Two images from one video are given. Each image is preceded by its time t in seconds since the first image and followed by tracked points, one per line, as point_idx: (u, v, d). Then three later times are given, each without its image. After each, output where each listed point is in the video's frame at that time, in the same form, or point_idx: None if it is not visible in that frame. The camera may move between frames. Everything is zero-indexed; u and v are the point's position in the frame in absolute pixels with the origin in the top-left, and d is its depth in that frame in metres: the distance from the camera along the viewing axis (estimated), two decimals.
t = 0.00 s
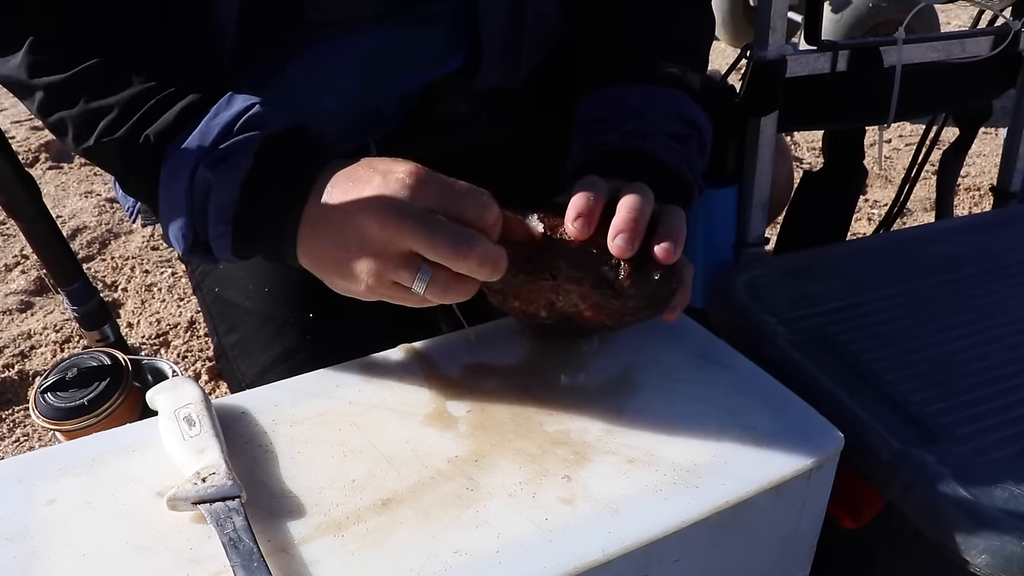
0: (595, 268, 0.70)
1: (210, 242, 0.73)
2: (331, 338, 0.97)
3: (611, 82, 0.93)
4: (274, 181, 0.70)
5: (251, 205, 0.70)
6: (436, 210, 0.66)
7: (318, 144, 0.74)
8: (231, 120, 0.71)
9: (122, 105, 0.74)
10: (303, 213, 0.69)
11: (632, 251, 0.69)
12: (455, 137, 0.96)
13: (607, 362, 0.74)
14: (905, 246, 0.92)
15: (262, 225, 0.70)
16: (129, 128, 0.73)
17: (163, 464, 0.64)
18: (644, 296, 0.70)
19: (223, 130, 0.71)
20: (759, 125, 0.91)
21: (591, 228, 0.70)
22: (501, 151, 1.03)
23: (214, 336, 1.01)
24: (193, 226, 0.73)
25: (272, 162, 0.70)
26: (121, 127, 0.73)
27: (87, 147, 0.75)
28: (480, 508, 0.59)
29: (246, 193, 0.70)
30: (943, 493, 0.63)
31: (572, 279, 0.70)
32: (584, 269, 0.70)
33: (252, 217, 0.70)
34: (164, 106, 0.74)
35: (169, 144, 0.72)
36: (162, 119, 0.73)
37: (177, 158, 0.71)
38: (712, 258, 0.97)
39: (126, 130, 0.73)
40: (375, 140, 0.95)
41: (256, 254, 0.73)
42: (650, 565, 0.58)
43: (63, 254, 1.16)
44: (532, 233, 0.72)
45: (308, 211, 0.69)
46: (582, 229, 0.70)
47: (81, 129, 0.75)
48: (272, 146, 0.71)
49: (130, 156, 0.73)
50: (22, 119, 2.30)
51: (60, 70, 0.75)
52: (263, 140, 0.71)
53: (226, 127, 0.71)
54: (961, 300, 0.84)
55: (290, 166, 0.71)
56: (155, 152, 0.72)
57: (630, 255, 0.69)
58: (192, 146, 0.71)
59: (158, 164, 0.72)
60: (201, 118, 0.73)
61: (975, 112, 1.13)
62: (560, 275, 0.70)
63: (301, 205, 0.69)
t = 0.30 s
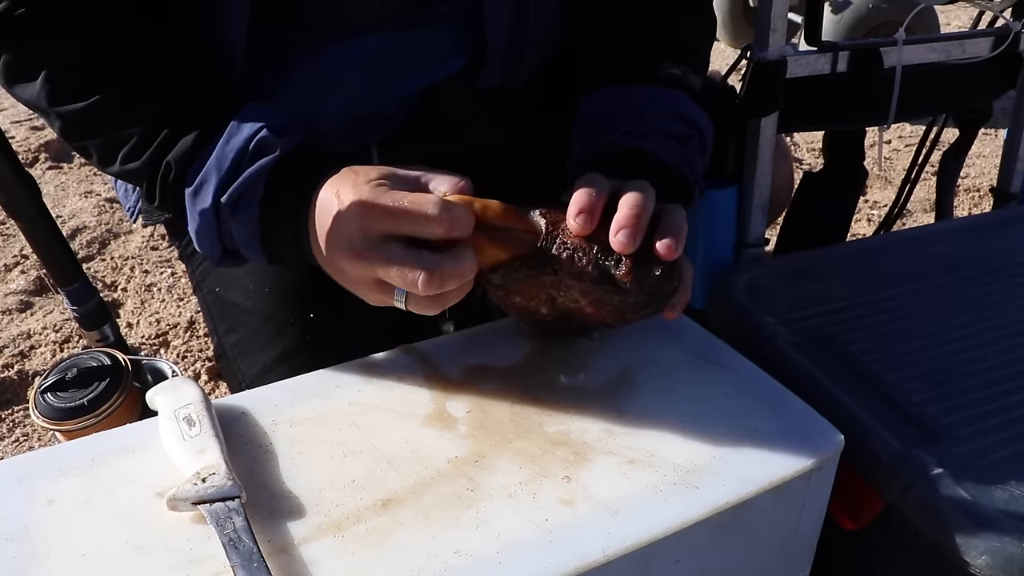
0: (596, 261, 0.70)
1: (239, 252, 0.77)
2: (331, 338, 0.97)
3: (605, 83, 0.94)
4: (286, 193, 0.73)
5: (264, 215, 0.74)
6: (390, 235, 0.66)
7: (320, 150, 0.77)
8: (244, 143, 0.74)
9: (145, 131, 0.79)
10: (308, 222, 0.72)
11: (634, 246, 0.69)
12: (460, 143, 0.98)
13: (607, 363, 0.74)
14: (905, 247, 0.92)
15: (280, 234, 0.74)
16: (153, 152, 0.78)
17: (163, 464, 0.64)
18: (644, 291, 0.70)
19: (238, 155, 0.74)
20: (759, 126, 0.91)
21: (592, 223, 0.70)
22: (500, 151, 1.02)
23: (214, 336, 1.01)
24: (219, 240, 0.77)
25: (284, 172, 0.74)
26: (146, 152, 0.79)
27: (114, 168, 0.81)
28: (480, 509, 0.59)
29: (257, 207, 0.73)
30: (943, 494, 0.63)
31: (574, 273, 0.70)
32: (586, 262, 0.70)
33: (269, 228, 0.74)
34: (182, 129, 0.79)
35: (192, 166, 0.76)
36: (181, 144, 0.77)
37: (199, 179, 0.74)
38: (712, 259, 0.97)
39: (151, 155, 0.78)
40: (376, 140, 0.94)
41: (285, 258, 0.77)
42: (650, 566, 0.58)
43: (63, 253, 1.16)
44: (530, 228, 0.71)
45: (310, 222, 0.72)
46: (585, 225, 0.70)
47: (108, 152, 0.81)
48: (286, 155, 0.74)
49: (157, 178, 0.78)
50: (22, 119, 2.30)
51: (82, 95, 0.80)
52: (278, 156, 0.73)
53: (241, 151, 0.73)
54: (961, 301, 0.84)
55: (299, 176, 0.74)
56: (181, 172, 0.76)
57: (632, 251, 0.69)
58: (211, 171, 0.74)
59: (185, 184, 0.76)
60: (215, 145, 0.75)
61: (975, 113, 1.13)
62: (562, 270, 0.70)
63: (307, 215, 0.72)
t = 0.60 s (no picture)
0: (608, 265, 0.70)
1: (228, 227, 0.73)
2: (331, 339, 0.97)
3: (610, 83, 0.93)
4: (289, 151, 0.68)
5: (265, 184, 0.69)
6: (464, 178, 0.63)
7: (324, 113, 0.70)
8: (238, 92, 0.70)
9: (126, 88, 0.73)
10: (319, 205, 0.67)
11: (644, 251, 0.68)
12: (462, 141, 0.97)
13: (607, 364, 0.74)
14: (904, 247, 0.92)
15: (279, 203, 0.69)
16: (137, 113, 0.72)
17: (163, 464, 0.64)
18: (652, 296, 0.72)
19: (231, 104, 0.70)
20: (758, 127, 0.92)
21: (600, 224, 0.69)
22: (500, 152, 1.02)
23: (214, 336, 1.02)
24: (205, 207, 0.72)
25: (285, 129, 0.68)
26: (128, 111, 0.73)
27: (91, 135, 0.74)
28: (480, 509, 0.59)
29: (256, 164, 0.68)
30: (942, 494, 0.63)
31: (584, 276, 0.70)
32: (597, 266, 0.70)
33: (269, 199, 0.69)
34: (167, 85, 0.74)
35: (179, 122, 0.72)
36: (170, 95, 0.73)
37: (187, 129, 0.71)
38: (712, 259, 0.97)
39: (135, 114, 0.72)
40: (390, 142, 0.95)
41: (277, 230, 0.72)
42: (649, 566, 0.58)
43: (63, 253, 1.16)
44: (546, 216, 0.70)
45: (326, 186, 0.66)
46: (594, 228, 0.68)
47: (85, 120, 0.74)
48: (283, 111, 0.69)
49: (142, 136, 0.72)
50: (21, 119, 2.30)
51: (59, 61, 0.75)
52: (278, 102, 0.69)
53: (235, 99, 0.70)
54: (961, 302, 0.84)
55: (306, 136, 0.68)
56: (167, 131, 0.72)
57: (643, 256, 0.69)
58: (201, 120, 0.70)
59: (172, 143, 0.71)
60: (206, 96, 0.72)
61: (974, 114, 1.13)
62: (571, 272, 0.70)
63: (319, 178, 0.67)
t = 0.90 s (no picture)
0: (598, 268, 0.69)
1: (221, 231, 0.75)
2: (331, 338, 0.97)
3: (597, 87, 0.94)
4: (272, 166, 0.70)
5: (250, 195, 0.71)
6: (388, 200, 0.61)
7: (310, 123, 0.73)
8: (223, 114, 0.71)
9: (127, 104, 0.75)
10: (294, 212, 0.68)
11: (637, 254, 0.68)
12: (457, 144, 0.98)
13: (606, 364, 0.74)
14: (903, 248, 0.92)
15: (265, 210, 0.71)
16: (133, 128, 0.74)
17: (163, 464, 0.64)
18: (642, 298, 0.71)
19: (217, 125, 0.71)
20: (758, 127, 0.92)
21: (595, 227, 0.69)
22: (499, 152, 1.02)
23: (214, 336, 1.02)
24: (198, 215, 0.74)
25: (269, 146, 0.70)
26: (127, 126, 0.75)
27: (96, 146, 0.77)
28: (480, 509, 0.59)
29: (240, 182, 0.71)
30: (941, 495, 0.63)
31: (575, 278, 0.68)
32: (588, 267, 0.68)
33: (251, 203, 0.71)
34: (163, 101, 0.75)
35: (173, 139, 0.73)
36: (164, 112, 0.73)
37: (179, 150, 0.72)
38: (711, 261, 0.96)
39: (131, 129, 0.74)
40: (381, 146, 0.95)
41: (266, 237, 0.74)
42: (649, 566, 0.58)
43: (63, 254, 1.16)
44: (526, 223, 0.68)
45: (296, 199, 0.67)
46: (588, 230, 0.68)
47: (91, 131, 0.77)
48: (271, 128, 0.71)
49: (138, 152, 0.74)
50: (21, 119, 2.30)
51: (68, 71, 0.77)
52: (262, 122, 0.70)
53: (221, 121, 0.70)
54: (959, 303, 0.84)
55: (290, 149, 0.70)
56: (161, 145, 0.73)
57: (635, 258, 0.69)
58: (191, 139, 0.71)
59: (165, 158, 0.73)
60: (196, 115, 0.73)
61: (973, 115, 1.13)
62: (562, 274, 0.68)
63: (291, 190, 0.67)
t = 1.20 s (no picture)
0: (605, 266, 0.69)
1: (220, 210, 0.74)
2: (331, 338, 0.96)
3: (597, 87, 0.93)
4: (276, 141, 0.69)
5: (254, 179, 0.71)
6: (425, 174, 0.60)
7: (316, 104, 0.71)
8: (228, 83, 0.71)
9: (121, 77, 0.73)
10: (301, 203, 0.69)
11: (642, 254, 0.68)
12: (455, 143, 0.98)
13: (607, 365, 0.74)
14: (903, 249, 0.92)
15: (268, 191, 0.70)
16: (128, 100, 0.72)
17: (163, 464, 0.64)
18: (648, 300, 0.71)
19: (221, 93, 0.70)
20: (758, 128, 0.92)
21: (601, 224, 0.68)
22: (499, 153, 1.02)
23: (214, 336, 1.02)
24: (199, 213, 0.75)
25: (273, 119, 0.70)
26: (120, 99, 0.73)
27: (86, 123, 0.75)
28: (480, 510, 0.59)
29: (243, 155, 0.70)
30: (941, 496, 0.63)
31: (581, 277, 0.69)
32: (594, 267, 0.68)
33: (254, 180, 0.71)
34: (161, 75, 0.74)
35: (172, 109, 0.72)
36: (163, 83, 0.72)
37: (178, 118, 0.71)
38: (711, 262, 0.96)
39: (126, 102, 0.72)
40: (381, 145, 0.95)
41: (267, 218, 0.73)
42: (649, 567, 0.58)
43: (63, 254, 1.16)
44: (539, 217, 0.69)
45: (306, 174, 0.67)
46: (593, 228, 0.67)
47: (81, 108, 0.74)
48: (272, 103, 0.71)
49: (132, 127, 0.72)
50: (20, 119, 2.30)
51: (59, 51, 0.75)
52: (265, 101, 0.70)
53: (225, 89, 0.70)
54: (959, 303, 0.84)
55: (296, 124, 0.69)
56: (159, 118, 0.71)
57: (641, 257, 0.68)
58: (193, 106, 0.70)
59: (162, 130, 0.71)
60: (196, 87, 0.72)
61: (973, 116, 1.13)
62: (570, 272, 0.69)
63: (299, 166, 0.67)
